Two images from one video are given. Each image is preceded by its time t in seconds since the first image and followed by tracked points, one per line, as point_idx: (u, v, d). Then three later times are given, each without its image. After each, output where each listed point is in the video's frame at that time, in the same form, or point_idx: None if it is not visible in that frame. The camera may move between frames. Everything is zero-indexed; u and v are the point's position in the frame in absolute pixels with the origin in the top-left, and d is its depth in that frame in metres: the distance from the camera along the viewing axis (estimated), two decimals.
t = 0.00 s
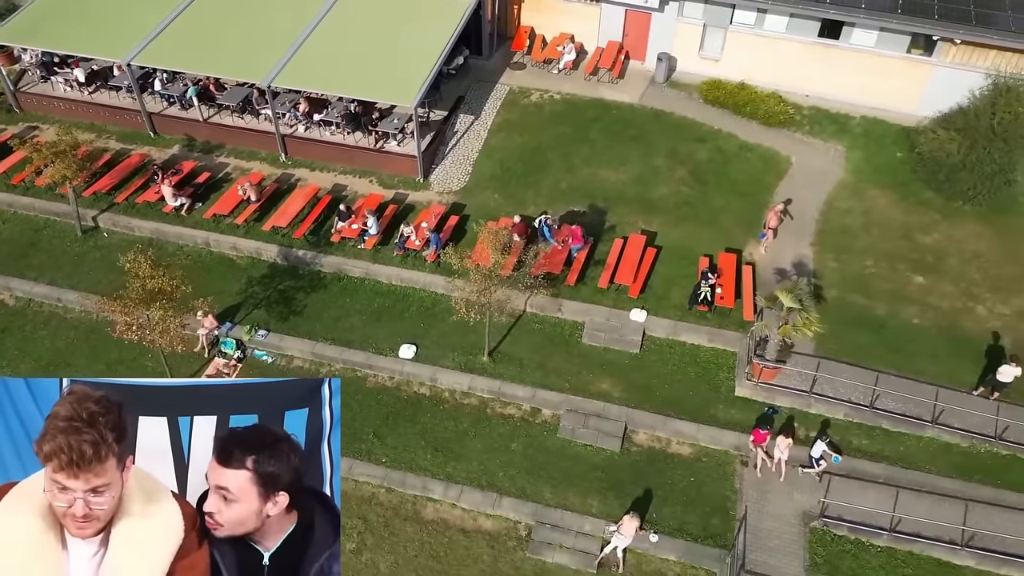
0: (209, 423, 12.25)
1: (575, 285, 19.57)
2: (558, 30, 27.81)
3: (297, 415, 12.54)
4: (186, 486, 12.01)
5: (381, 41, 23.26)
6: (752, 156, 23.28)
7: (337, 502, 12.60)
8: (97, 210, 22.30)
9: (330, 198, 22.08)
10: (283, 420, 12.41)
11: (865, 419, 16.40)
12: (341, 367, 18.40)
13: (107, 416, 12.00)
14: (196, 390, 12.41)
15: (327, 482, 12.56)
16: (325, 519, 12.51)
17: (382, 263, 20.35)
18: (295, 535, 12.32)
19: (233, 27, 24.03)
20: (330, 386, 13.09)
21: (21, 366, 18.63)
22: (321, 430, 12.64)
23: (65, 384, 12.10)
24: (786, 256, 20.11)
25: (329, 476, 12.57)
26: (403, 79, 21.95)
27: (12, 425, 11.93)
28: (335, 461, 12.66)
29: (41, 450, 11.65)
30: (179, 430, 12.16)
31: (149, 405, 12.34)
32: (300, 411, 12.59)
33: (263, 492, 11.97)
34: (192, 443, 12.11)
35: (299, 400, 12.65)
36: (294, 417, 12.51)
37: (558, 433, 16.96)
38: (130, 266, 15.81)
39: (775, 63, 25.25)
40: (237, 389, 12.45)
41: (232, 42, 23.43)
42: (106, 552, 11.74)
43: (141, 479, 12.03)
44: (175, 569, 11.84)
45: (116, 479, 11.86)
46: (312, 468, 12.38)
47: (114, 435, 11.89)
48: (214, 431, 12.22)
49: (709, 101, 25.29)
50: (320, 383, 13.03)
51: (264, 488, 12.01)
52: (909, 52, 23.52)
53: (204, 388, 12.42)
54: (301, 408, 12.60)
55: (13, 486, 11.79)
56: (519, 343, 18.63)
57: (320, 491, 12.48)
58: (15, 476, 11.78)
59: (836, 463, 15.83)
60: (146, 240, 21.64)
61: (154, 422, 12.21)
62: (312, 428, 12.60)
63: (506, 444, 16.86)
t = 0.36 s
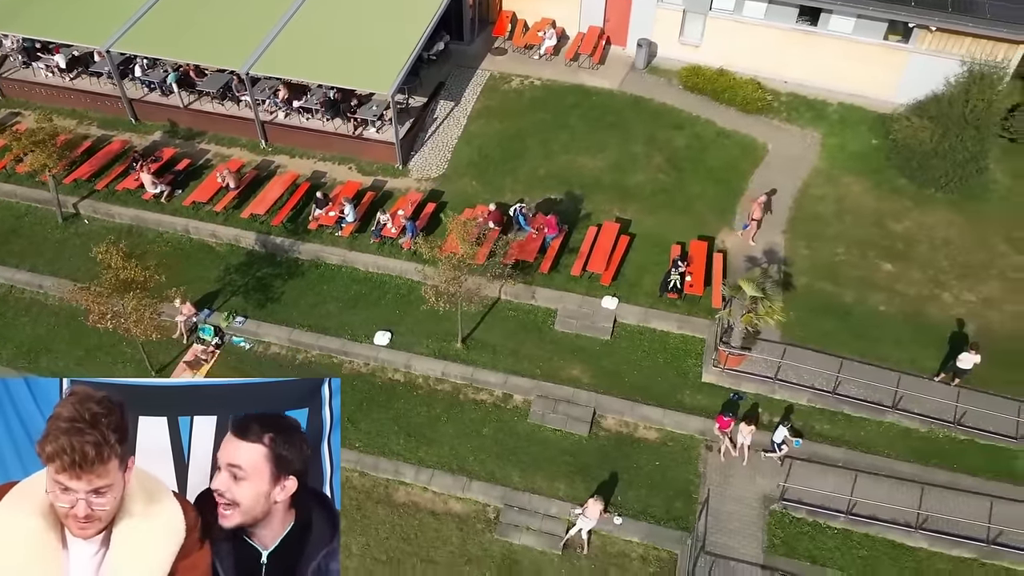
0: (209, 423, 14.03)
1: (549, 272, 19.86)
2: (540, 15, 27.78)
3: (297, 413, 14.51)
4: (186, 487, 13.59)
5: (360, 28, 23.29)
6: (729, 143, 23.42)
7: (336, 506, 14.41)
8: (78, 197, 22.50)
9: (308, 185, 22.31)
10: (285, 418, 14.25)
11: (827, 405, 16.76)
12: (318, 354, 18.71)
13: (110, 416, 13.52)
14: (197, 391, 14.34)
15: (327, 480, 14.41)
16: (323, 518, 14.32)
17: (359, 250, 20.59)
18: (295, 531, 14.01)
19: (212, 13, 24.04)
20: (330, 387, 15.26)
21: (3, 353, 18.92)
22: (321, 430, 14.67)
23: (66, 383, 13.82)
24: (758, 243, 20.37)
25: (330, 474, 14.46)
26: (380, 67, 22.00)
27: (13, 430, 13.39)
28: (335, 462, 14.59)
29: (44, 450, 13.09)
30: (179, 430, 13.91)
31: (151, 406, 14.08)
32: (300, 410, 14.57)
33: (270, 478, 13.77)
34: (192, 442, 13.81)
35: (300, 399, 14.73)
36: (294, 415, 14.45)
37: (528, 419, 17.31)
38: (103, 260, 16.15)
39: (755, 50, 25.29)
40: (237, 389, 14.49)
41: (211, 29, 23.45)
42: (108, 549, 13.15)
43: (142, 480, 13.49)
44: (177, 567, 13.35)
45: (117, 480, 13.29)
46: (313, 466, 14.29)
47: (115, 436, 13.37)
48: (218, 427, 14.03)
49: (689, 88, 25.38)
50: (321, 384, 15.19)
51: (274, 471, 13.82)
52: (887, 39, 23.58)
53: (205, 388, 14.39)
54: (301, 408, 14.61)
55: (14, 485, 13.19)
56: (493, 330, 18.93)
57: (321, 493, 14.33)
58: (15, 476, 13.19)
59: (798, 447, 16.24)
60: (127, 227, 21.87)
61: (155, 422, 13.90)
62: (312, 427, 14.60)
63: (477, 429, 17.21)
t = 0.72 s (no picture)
0: (210, 424, 13.81)
1: (523, 260, 20.14)
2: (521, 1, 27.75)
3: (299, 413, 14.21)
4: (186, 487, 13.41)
5: (338, 16, 23.37)
6: (706, 131, 23.57)
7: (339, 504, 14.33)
8: (59, 184, 22.69)
9: (287, 172, 22.51)
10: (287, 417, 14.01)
11: (791, 391, 17.17)
12: (294, 341, 19.04)
13: (115, 419, 13.46)
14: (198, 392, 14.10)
15: (327, 478, 14.23)
16: (329, 520, 14.19)
17: (336, 238, 20.84)
18: (299, 530, 13.94)
19: None
20: (330, 386, 14.99)
21: None
22: (322, 430, 14.32)
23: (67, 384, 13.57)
24: (731, 231, 20.63)
25: (329, 473, 14.24)
26: (357, 55, 22.11)
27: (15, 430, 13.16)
28: (335, 461, 14.35)
29: (48, 453, 12.93)
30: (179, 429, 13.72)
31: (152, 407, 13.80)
32: (301, 410, 14.30)
33: (272, 480, 13.59)
34: (192, 441, 13.65)
35: (301, 399, 14.44)
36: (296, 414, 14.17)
37: (499, 405, 17.68)
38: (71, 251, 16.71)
39: (734, 36, 25.32)
40: (238, 389, 14.16)
41: (189, 16, 23.48)
42: (108, 551, 12.95)
43: (144, 481, 13.34)
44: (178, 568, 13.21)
45: (121, 483, 13.16)
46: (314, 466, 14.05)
47: (121, 440, 13.29)
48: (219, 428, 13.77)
49: (668, 75, 25.46)
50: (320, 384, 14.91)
51: (278, 474, 13.64)
52: (865, 26, 23.59)
53: (203, 389, 14.16)
54: (302, 407, 14.32)
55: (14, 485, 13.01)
56: (467, 318, 19.23)
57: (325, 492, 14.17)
58: (14, 476, 13.01)
59: (760, 433, 16.66)
60: (107, 215, 22.09)
61: (154, 422, 13.65)
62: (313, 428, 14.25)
63: (449, 415, 17.58)
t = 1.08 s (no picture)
0: (210, 423, 15.89)
1: (499, 249, 20.40)
2: None
3: (297, 415, 16.37)
4: (188, 489, 14.99)
5: (317, 3, 23.44)
6: (684, 119, 23.72)
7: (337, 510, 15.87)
8: (41, 171, 22.86)
9: (267, 160, 22.70)
10: (282, 420, 16.06)
11: (758, 377, 17.51)
12: (273, 328, 19.35)
13: (113, 397, 15.60)
14: (199, 393, 16.46)
15: (327, 483, 15.90)
16: (320, 518, 15.67)
17: (315, 226, 21.08)
18: (293, 532, 15.27)
19: None
20: (330, 387, 17.47)
21: None
22: (322, 432, 16.43)
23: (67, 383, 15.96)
24: (705, 220, 20.89)
25: (330, 476, 16.01)
26: (336, 43, 22.26)
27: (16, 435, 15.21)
28: (335, 462, 16.25)
29: (60, 417, 15.19)
30: (179, 430, 15.67)
31: (152, 407, 15.87)
32: (300, 411, 16.49)
33: (273, 488, 15.15)
34: (191, 440, 15.50)
35: (298, 399, 16.82)
36: (294, 415, 16.35)
37: (473, 392, 18.04)
38: (49, 242, 16.92)
39: (715, 23, 25.33)
40: (241, 389, 16.61)
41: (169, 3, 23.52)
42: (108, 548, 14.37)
43: (142, 480, 14.89)
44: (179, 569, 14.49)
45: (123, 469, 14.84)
46: (314, 470, 15.83)
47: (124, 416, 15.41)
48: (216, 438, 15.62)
49: (648, 62, 25.54)
50: (321, 385, 17.43)
51: (277, 482, 15.24)
52: (845, 13, 23.52)
53: (204, 389, 16.57)
54: (302, 407, 16.60)
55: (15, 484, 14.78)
56: (444, 306, 19.53)
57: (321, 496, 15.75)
58: (15, 475, 14.82)
59: (727, 419, 17.04)
60: (89, 202, 22.29)
61: (157, 424, 15.59)
62: (313, 425, 16.45)
63: (424, 401, 17.94)
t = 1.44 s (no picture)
0: (210, 423, 16.24)
1: (476, 236, 20.66)
2: None
3: (297, 414, 16.77)
4: (188, 489, 15.35)
5: None
6: (663, 106, 23.88)
7: (336, 514, 16.24)
8: (24, 158, 23.04)
9: (247, 147, 22.90)
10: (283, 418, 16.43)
11: (726, 363, 17.91)
12: (252, 315, 19.68)
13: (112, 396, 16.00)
14: (200, 393, 16.92)
15: (327, 483, 16.28)
16: (312, 516, 15.92)
17: (295, 214, 21.32)
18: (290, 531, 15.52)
19: None
20: (330, 387, 17.98)
21: None
22: (321, 432, 16.92)
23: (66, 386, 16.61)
24: (680, 207, 21.17)
25: (330, 476, 16.45)
26: (314, 31, 22.34)
27: (16, 435, 15.79)
28: (334, 461, 16.75)
29: (59, 415, 15.54)
30: (179, 429, 16.09)
31: (157, 407, 16.41)
32: (299, 411, 16.92)
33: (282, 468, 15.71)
34: (191, 440, 15.89)
35: (300, 399, 17.27)
36: (294, 415, 16.74)
37: (448, 377, 18.42)
38: (29, 232, 17.33)
39: (695, 9, 25.36)
40: (243, 388, 17.06)
41: None
42: (107, 548, 14.62)
43: (142, 481, 15.24)
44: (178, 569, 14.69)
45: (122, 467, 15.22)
46: (315, 470, 16.28)
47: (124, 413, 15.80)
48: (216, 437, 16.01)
49: (629, 48, 25.61)
50: (321, 385, 17.92)
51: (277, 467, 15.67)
52: None
53: (205, 390, 17.02)
54: (302, 407, 17.09)
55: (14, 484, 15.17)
56: (420, 293, 19.85)
57: (318, 497, 16.08)
58: (14, 475, 15.26)
59: (694, 404, 17.45)
60: (72, 189, 22.49)
61: (158, 424, 16.08)
62: (313, 425, 16.96)
63: (400, 386, 18.33)
